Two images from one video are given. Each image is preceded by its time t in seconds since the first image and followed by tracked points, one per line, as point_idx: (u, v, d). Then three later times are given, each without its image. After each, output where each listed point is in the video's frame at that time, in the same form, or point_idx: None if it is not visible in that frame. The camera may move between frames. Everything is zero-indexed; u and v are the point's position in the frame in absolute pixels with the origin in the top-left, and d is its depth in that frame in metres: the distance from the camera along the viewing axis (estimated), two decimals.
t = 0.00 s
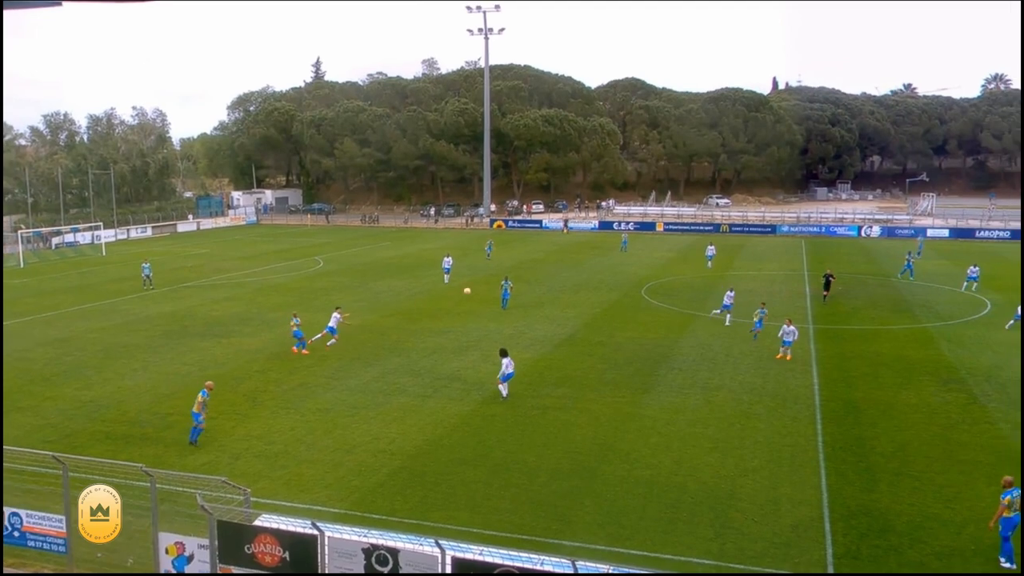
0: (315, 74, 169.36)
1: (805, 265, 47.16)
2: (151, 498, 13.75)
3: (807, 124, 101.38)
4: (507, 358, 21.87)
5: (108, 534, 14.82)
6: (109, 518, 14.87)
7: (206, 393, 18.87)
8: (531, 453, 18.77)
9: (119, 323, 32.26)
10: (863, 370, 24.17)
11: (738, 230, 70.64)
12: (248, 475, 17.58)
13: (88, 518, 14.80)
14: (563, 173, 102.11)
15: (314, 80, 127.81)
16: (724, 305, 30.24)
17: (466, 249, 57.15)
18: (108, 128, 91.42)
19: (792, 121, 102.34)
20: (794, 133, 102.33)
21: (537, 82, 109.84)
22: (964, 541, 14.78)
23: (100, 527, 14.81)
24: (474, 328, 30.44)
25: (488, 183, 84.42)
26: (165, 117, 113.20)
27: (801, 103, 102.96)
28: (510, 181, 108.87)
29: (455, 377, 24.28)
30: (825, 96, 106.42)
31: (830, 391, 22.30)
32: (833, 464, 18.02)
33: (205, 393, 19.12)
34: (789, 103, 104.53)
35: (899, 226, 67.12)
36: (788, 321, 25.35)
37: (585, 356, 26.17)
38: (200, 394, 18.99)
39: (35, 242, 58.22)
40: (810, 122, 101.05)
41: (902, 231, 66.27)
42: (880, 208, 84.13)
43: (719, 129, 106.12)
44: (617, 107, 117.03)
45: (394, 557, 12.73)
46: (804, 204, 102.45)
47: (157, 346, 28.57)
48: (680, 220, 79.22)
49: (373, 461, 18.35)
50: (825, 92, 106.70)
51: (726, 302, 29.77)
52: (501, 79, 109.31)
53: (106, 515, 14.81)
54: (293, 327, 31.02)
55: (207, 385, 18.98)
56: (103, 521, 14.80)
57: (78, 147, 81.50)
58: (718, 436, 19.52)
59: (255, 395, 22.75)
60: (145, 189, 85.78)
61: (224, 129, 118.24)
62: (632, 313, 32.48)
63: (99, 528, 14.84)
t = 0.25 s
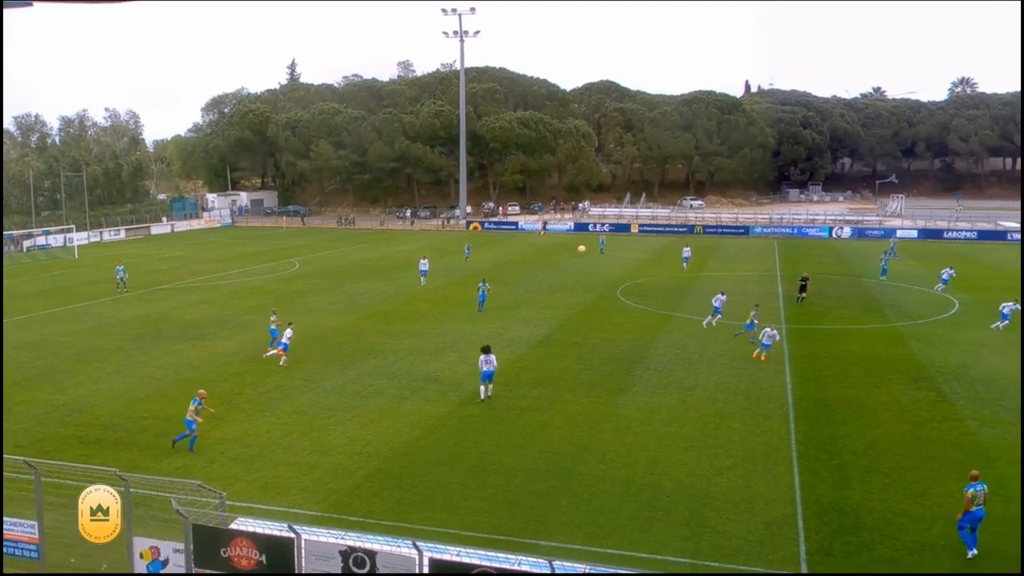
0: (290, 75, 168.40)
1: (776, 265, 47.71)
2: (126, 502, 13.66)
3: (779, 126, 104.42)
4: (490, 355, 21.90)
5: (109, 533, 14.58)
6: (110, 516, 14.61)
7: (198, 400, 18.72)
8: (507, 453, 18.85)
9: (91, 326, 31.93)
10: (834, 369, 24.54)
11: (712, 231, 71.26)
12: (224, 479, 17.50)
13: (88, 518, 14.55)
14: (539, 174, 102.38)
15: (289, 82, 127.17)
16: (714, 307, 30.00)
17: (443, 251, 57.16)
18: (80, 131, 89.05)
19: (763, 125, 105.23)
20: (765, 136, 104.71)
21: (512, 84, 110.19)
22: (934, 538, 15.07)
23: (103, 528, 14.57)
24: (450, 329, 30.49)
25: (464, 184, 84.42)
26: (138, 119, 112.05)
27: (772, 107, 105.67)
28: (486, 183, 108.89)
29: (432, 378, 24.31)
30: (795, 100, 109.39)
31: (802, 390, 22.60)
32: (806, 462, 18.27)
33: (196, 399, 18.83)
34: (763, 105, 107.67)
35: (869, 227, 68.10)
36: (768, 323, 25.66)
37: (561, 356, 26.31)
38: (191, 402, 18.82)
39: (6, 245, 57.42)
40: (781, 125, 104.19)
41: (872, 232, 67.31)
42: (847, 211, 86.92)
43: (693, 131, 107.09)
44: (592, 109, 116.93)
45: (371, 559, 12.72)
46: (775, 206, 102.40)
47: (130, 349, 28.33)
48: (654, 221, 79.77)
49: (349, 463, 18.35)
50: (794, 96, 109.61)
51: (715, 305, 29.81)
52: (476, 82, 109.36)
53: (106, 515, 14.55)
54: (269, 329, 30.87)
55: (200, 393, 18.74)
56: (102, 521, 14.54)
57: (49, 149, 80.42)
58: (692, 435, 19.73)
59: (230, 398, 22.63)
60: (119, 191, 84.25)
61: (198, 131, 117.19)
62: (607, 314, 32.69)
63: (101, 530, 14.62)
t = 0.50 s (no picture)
0: (256, 78, 167.06)
1: (738, 267, 48.42)
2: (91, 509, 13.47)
3: (741, 130, 110.70)
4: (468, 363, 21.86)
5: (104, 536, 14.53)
6: (111, 517, 14.84)
7: (195, 404, 18.29)
8: (475, 455, 18.96)
9: (53, 331, 31.45)
10: (795, 368, 25.03)
11: (676, 233, 72.07)
12: (191, 483, 17.38)
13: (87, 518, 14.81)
14: (506, 177, 102.78)
15: (255, 85, 126.27)
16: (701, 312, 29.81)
17: (410, 254, 57.12)
18: (41, 134, 88.85)
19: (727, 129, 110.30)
20: (728, 139, 109.37)
21: (478, 88, 109.84)
22: (892, 532, 15.47)
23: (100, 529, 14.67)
24: (418, 331, 30.53)
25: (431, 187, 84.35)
26: (101, 122, 110.44)
27: (734, 111, 110.78)
28: (453, 186, 108.71)
29: (401, 381, 24.33)
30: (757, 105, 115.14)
31: (765, 389, 23.02)
32: (768, 459, 18.62)
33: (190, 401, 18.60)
34: (723, 110, 113.30)
35: (828, 229, 69.39)
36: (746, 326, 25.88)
37: (528, 358, 26.51)
38: (186, 403, 18.43)
39: None
40: (743, 130, 110.62)
41: (832, 234, 68.65)
42: (808, 212, 92.78)
43: (657, 135, 108.70)
44: (557, 113, 118.30)
45: (340, 561, 12.76)
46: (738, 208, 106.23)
47: (94, 354, 27.96)
48: (619, 223, 80.37)
49: (317, 466, 18.33)
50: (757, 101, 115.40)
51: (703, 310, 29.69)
52: (443, 85, 109.39)
53: (106, 515, 14.81)
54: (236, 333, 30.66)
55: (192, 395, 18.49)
56: (101, 521, 14.72)
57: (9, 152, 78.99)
58: (658, 434, 20.00)
59: (196, 402, 22.47)
60: (80, 195, 81.88)
61: (162, 134, 115.84)
62: (573, 315, 32.96)
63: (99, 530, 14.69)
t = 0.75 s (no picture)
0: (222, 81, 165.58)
1: (702, 268, 49.09)
2: (55, 516, 13.29)
3: (703, 134, 114.59)
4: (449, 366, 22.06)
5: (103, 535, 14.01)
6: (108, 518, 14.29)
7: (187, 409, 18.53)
8: (444, 456, 19.07)
9: (16, 336, 30.98)
10: (759, 367, 25.47)
11: (642, 235, 72.75)
12: (158, 489, 17.27)
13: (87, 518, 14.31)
14: (473, 180, 102.81)
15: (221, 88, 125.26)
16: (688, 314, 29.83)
17: (379, 256, 57.06)
18: None
19: (690, 132, 113.88)
20: (691, 143, 112.48)
21: (445, 91, 110.68)
22: (853, 526, 15.86)
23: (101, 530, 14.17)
24: (386, 334, 30.55)
25: (399, 190, 84.07)
26: (63, 124, 108.62)
27: (697, 116, 114.82)
28: (421, 189, 107.97)
29: (369, 383, 24.36)
30: (719, 110, 121.20)
31: (729, 388, 23.43)
32: (733, 457, 18.98)
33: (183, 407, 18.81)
34: (688, 113, 116.98)
35: (790, 231, 70.53)
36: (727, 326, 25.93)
37: (496, 359, 26.68)
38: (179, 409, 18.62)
39: None
40: (706, 133, 114.55)
41: (792, 235, 69.74)
42: (770, 214, 94.27)
43: (621, 139, 110.40)
44: (524, 116, 118.75)
45: (309, 564, 12.82)
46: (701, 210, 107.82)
47: (58, 359, 27.59)
48: (586, 226, 80.93)
49: (286, 470, 18.32)
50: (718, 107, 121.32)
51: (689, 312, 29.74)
52: (410, 89, 109.16)
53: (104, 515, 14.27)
54: (203, 337, 30.45)
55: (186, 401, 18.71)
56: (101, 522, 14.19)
57: None
58: (625, 434, 20.28)
59: (163, 407, 22.30)
60: (44, 198, 81.60)
61: (127, 137, 114.41)
62: (541, 316, 33.21)
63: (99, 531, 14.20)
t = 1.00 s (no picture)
0: (185, 84, 163.48)
1: (664, 269, 49.76)
2: (17, 524, 13.20)
3: (664, 137, 117.68)
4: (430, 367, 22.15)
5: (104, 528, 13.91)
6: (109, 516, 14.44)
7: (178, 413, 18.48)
8: (410, 457, 19.17)
9: None
10: (719, 365, 25.99)
11: (604, 237, 73.39)
12: (121, 494, 17.13)
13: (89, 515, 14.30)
14: (438, 183, 102.83)
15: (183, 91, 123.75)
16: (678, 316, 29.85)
17: (344, 259, 56.85)
18: None
19: (651, 136, 116.65)
20: (652, 146, 114.42)
21: (409, 95, 110.55)
22: (811, 521, 16.27)
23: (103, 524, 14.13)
24: (351, 336, 30.53)
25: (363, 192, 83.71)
26: (20, 126, 106.33)
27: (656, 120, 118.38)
28: (386, 192, 106.95)
29: (335, 385, 24.35)
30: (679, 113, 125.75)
31: (691, 386, 23.87)
32: (695, 454, 19.36)
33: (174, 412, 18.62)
34: (649, 119, 119.87)
35: (748, 232, 71.73)
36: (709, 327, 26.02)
37: (461, 361, 26.84)
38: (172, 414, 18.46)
39: None
40: (667, 137, 117.61)
41: (751, 237, 70.94)
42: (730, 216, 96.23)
43: (584, 142, 111.38)
44: (487, 120, 116.88)
45: (275, 568, 12.81)
46: (663, 212, 109.33)
47: (17, 364, 27.13)
48: (550, 228, 81.42)
49: (251, 473, 18.29)
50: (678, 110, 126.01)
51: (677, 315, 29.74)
52: (374, 92, 108.88)
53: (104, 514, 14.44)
54: (166, 341, 30.16)
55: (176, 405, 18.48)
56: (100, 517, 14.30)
57: None
58: (589, 433, 20.56)
59: (125, 411, 22.08)
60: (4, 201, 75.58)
61: (87, 140, 112.40)
62: (505, 318, 33.43)
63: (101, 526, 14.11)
